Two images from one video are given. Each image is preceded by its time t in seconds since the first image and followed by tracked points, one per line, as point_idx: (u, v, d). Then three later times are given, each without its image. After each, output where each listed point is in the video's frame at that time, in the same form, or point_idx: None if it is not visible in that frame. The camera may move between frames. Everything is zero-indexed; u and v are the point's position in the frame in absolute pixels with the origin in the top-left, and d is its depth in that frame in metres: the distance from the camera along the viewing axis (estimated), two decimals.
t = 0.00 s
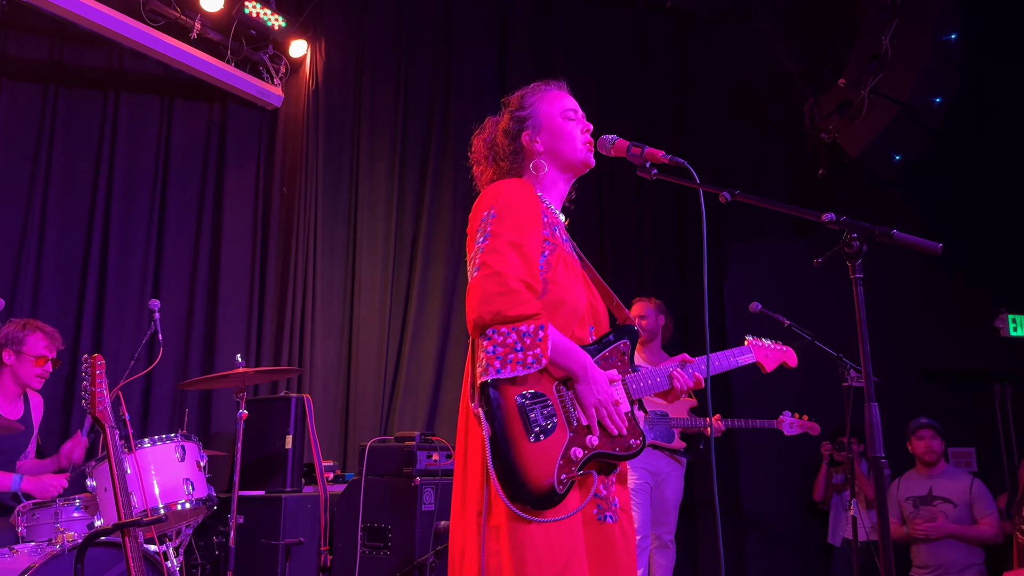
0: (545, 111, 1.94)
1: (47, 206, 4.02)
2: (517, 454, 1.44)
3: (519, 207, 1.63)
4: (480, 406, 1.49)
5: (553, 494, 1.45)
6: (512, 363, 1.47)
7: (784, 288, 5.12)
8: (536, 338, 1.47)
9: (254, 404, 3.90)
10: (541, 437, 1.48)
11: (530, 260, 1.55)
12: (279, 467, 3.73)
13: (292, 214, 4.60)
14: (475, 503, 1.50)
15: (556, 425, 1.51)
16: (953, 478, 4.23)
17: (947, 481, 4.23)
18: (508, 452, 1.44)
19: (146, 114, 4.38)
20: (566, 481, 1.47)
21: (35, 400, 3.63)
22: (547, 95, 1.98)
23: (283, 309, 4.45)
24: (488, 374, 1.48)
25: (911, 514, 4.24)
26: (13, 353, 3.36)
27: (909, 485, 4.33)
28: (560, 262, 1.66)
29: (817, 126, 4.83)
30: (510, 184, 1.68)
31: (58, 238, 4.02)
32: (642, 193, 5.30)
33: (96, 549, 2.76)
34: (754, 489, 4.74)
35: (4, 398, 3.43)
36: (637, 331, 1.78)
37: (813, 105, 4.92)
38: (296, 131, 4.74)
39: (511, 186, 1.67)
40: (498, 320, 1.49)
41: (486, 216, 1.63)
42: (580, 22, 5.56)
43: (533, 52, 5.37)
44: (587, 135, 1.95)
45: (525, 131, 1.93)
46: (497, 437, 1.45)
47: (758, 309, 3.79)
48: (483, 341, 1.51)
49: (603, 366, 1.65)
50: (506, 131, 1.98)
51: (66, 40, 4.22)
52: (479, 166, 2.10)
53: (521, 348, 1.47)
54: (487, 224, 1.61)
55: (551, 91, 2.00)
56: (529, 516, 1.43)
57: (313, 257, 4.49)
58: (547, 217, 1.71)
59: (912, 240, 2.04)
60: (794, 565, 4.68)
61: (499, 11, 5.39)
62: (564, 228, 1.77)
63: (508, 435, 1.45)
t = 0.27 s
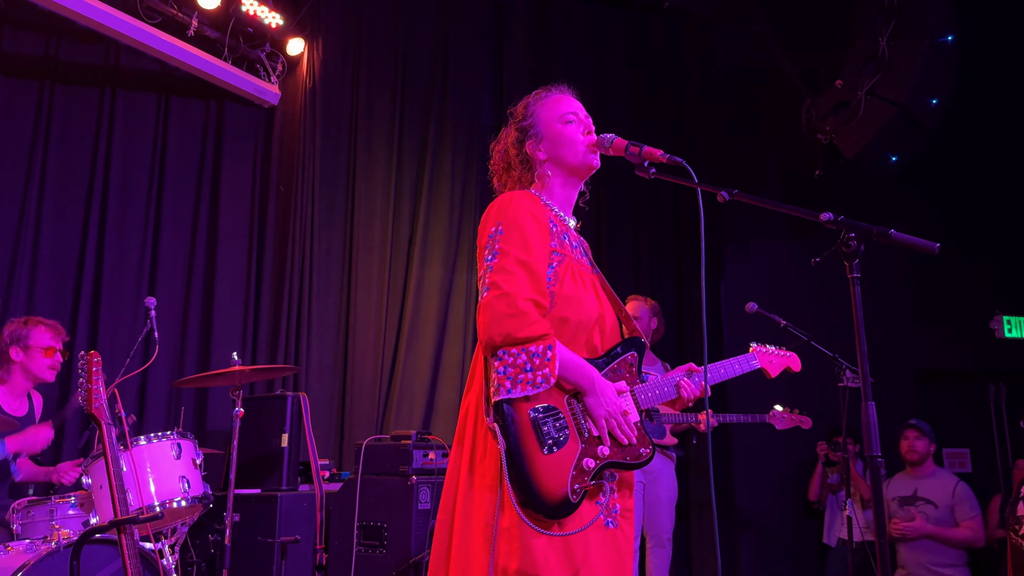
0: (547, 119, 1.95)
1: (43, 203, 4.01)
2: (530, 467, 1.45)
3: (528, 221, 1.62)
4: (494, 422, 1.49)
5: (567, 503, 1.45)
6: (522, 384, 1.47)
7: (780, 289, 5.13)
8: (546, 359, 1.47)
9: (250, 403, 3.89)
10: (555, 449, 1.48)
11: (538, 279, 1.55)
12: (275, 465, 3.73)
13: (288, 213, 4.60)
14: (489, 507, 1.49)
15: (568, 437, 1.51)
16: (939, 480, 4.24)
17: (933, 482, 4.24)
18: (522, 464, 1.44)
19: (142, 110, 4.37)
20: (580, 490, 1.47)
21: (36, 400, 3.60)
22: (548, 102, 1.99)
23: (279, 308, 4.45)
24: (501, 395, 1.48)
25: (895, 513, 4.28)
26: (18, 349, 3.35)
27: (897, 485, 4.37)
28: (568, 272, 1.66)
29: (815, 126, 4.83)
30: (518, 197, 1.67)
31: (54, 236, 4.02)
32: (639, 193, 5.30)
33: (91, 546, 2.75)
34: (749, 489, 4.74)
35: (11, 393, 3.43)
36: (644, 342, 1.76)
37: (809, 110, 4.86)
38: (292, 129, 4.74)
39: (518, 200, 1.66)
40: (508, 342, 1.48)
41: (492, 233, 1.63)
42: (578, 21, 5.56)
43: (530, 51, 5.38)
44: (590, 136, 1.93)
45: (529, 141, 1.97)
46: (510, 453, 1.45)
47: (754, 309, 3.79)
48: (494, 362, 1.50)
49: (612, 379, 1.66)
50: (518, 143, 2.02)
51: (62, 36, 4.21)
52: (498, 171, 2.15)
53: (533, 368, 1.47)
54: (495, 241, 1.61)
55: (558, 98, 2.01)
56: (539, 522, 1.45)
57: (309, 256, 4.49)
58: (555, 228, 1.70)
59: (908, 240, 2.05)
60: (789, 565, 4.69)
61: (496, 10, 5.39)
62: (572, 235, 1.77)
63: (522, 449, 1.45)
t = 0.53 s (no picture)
0: (545, 115, 1.96)
1: (39, 201, 4.00)
2: (505, 459, 1.45)
3: (510, 222, 1.67)
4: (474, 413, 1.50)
5: (538, 498, 1.43)
6: (504, 376, 1.48)
7: (777, 290, 5.13)
8: (529, 351, 1.47)
9: (246, 402, 3.89)
10: (531, 443, 1.48)
11: (520, 272, 1.58)
12: (270, 465, 3.72)
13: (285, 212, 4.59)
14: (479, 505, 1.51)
15: (547, 433, 1.50)
16: (920, 483, 4.26)
17: (914, 486, 4.26)
18: (495, 456, 1.45)
19: (140, 109, 4.36)
20: (554, 486, 1.46)
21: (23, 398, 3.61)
22: (548, 98, 2.00)
23: (276, 308, 4.44)
24: (481, 387, 1.49)
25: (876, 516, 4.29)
26: None
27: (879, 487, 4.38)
28: (553, 268, 1.69)
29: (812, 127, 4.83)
30: (500, 196, 1.72)
31: (50, 234, 4.01)
32: (636, 193, 5.30)
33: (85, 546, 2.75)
34: (745, 490, 4.75)
35: None
36: (641, 343, 1.75)
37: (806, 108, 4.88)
38: (289, 128, 4.74)
39: (498, 199, 1.71)
40: (492, 335, 1.49)
41: (474, 233, 1.67)
42: (576, 21, 5.56)
43: (529, 51, 5.38)
44: (586, 132, 1.92)
45: (529, 137, 1.98)
46: (487, 444, 1.46)
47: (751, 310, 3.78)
48: (480, 353, 1.52)
49: (602, 379, 1.63)
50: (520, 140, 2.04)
51: (59, 35, 4.20)
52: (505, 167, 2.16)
53: (514, 360, 1.48)
54: (476, 240, 1.65)
55: (558, 94, 2.01)
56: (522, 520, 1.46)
57: (306, 254, 4.49)
58: (541, 225, 1.74)
59: (903, 242, 2.04)
60: (785, 566, 4.70)
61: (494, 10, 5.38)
62: (566, 232, 1.79)
63: (498, 441, 1.46)
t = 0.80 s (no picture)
0: (541, 112, 1.95)
1: (38, 199, 4.00)
2: (489, 454, 1.44)
3: (496, 214, 1.67)
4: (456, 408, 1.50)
5: (525, 494, 1.42)
6: (485, 366, 1.48)
7: (776, 291, 5.13)
8: (512, 340, 1.48)
9: (244, 401, 3.89)
10: (516, 437, 1.47)
11: (504, 264, 1.58)
12: (268, 464, 3.72)
13: (283, 211, 4.59)
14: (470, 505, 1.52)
15: (533, 427, 1.50)
16: (913, 483, 4.28)
17: (908, 485, 4.28)
18: (480, 452, 1.44)
19: (140, 107, 4.37)
20: (540, 482, 1.45)
21: (24, 398, 3.59)
22: (547, 95, 1.99)
23: (274, 307, 4.44)
24: (464, 378, 1.49)
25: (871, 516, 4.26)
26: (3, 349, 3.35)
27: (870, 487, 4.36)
28: (543, 261, 1.69)
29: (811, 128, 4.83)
30: (486, 191, 1.72)
31: (48, 233, 4.01)
32: (635, 193, 5.30)
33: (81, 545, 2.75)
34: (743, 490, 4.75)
35: None
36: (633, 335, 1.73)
37: (806, 108, 4.90)
38: (288, 126, 4.74)
39: (486, 193, 1.71)
40: (473, 324, 1.50)
41: (461, 226, 1.68)
42: (575, 21, 5.56)
43: (528, 51, 5.38)
44: (581, 133, 1.92)
45: (524, 133, 1.97)
46: (472, 438, 1.45)
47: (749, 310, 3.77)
48: (460, 345, 1.52)
49: (592, 371, 1.62)
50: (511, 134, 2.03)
51: (58, 34, 4.20)
52: (492, 161, 2.15)
53: (496, 351, 1.48)
54: (462, 234, 1.66)
55: (555, 91, 2.00)
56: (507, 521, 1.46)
57: (305, 253, 4.49)
58: (530, 220, 1.74)
59: (899, 242, 2.04)
60: (783, 567, 4.70)
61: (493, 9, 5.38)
62: (554, 228, 1.79)
63: (481, 435, 1.45)
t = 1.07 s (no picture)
0: (541, 119, 1.94)
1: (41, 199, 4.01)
2: (495, 449, 1.41)
3: (518, 207, 1.63)
4: (461, 400, 1.47)
5: (533, 490, 1.41)
6: (492, 361, 1.45)
7: (779, 291, 5.12)
8: (519, 337, 1.44)
9: (245, 401, 3.89)
10: (523, 432, 1.44)
11: (522, 262, 1.54)
12: (269, 464, 3.72)
13: (285, 212, 4.59)
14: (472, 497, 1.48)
15: (539, 422, 1.48)
16: (915, 483, 4.28)
17: (911, 486, 4.27)
18: (488, 447, 1.41)
19: (141, 107, 4.37)
20: (548, 478, 1.43)
21: (20, 398, 3.57)
22: (542, 101, 1.98)
23: (276, 308, 4.44)
24: (470, 372, 1.46)
25: (877, 519, 4.20)
26: (4, 345, 3.35)
27: (873, 489, 4.31)
28: (561, 266, 1.65)
29: (814, 128, 4.81)
30: (512, 187, 1.68)
31: (51, 232, 4.01)
32: (637, 194, 5.30)
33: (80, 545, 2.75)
34: (746, 491, 4.74)
35: None
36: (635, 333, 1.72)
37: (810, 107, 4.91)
38: (291, 126, 4.73)
39: (513, 189, 1.68)
40: (481, 316, 1.47)
41: (481, 218, 1.64)
42: (577, 21, 5.56)
43: (531, 51, 5.38)
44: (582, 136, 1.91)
45: (526, 142, 1.96)
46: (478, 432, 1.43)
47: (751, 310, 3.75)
48: (466, 337, 1.50)
49: (594, 367, 1.61)
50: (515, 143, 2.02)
51: (61, 35, 4.20)
52: (498, 169, 2.15)
53: (505, 346, 1.45)
54: (483, 225, 1.62)
55: (553, 96, 2.00)
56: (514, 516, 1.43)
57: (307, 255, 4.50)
58: (550, 222, 1.70)
59: (897, 243, 2.03)
60: (786, 568, 4.68)
61: (496, 11, 5.38)
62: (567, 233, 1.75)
63: (488, 430, 1.42)
